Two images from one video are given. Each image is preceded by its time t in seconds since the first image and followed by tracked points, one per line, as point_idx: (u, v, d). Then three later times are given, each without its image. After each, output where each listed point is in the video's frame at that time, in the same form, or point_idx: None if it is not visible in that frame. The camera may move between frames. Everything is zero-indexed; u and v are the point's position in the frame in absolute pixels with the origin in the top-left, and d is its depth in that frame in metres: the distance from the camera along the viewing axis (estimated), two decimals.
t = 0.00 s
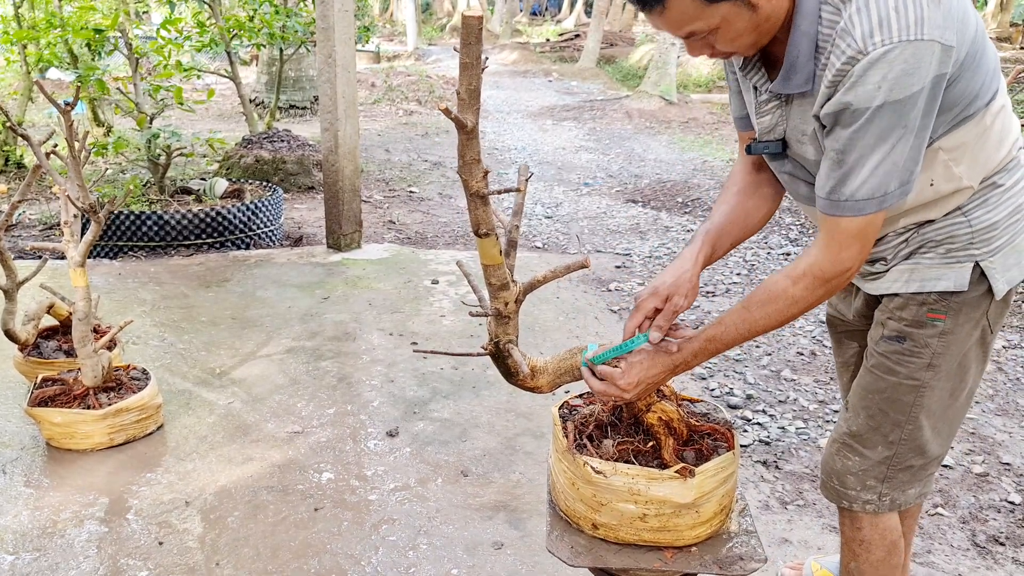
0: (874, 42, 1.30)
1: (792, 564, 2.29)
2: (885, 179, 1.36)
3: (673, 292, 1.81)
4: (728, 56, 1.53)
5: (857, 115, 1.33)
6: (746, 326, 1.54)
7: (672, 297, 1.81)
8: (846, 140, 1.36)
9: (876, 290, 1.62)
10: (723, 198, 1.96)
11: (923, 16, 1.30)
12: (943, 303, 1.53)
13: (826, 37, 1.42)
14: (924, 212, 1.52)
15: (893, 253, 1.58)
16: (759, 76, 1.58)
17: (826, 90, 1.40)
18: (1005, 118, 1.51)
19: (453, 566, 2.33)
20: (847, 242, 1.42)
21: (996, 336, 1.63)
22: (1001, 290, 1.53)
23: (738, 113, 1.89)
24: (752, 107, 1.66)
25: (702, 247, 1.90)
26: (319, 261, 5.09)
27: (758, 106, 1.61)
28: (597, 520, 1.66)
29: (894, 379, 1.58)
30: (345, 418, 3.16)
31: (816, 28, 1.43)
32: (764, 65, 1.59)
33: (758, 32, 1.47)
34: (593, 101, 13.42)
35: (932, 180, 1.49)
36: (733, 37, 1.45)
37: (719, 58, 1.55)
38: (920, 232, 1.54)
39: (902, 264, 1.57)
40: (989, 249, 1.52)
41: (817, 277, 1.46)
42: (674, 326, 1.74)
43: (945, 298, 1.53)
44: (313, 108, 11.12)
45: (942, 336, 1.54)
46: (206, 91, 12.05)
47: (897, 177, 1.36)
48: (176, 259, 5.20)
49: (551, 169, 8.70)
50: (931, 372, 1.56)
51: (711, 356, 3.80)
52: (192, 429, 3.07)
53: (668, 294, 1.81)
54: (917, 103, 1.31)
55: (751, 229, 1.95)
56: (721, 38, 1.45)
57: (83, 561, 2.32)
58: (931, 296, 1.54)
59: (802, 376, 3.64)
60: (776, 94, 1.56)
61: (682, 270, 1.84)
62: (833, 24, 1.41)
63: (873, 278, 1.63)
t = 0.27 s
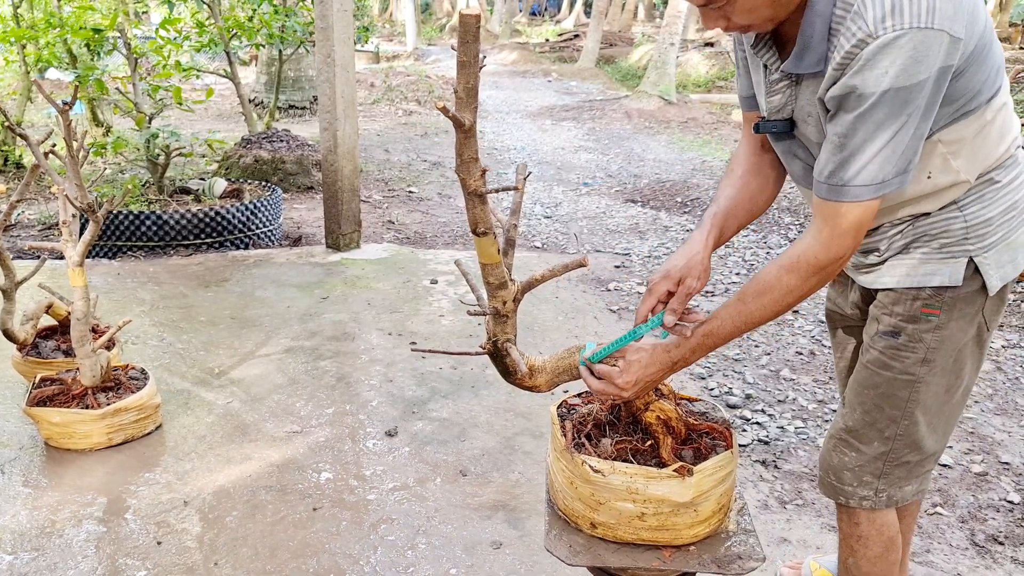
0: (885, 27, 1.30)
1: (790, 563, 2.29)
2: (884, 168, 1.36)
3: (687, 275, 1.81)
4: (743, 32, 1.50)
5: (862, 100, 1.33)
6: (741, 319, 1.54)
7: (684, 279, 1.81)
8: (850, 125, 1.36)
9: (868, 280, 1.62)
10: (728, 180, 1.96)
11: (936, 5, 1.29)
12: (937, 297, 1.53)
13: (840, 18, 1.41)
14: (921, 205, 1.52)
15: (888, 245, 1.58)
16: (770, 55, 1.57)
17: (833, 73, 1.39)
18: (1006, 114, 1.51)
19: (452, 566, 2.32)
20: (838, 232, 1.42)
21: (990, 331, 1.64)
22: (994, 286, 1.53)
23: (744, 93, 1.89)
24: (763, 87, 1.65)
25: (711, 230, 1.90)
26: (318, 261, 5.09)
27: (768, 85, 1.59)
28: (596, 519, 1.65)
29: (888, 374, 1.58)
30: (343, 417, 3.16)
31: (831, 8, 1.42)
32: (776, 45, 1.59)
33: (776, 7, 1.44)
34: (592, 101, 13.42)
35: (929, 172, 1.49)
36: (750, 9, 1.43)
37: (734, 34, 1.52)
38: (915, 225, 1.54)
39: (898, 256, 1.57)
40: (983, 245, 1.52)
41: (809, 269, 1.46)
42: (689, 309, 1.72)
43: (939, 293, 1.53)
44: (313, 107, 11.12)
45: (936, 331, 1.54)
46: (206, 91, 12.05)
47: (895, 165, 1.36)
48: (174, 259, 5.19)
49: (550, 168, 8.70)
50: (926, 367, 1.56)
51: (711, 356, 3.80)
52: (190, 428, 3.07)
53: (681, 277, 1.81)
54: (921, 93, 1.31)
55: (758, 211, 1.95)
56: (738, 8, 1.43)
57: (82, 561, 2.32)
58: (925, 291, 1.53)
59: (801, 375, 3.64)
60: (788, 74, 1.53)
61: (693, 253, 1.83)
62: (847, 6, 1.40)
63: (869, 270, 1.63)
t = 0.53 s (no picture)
0: (893, 27, 1.29)
1: (789, 562, 2.28)
2: (887, 166, 1.36)
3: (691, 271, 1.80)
4: (751, 26, 1.52)
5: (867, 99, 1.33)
6: (740, 318, 1.54)
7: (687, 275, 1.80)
8: (854, 124, 1.36)
9: (870, 277, 1.62)
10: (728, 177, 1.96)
11: (943, 7, 1.29)
12: (938, 295, 1.53)
13: (849, 15, 1.40)
14: (923, 203, 1.52)
15: (888, 242, 1.58)
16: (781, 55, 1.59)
17: (839, 71, 1.39)
18: (1008, 113, 1.51)
19: (450, 565, 2.32)
20: (837, 228, 1.42)
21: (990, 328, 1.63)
22: (994, 283, 1.53)
23: (747, 86, 1.89)
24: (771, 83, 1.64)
25: (714, 226, 1.89)
26: (317, 260, 5.09)
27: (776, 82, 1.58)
28: (593, 518, 1.65)
29: (889, 371, 1.57)
30: (342, 417, 3.16)
31: (840, 5, 1.41)
32: (783, 41, 1.60)
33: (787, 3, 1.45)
34: (592, 101, 13.42)
35: (930, 170, 1.48)
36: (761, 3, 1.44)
37: (741, 28, 1.53)
38: (915, 222, 1.54)
39: (899, 253, 1.57)
40: (983, 243, 1.52)
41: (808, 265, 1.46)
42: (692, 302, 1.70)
43: (940, 290, 1.52)
44: (312, 107, 11.12)
45: (938, 329, 1.53)
46: (205, 90, 12.05)
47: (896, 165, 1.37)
48: (173, 258, 5.19)
49: (550, 168, 8.70)
50: (927, 365, 1.55)
51: (710, 355, 3.80)
52: (189, 428, 3.07)
53: (685, 273, 1.81)
54: (926, 94, 1.31)
55: (758, 207, 1.96)
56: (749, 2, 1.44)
57: (80, 560, 2.32)
58: (927, 289, 1.53)
59: (801, 375, 3.64)
60: (796, 71, 1.53)
61: (696, 249, 1.83)
62: (856, 4, 1.39)
63: (869, 267, 1.63)
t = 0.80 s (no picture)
0: (897, 15, 1.29)
1: (787, 562, 2.29)
2: (884, 156, 1.36)
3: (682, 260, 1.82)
4: None
5: (869, 87, 1.32)
6: (736, 311, 1.53)
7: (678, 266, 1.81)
8: (853, 113, 1.35)
9: (861, 273, 1.63)
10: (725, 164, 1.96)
11: None
12: (928, 293, 1.53)
13: None
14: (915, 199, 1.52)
15: (880, 237, 1.59)
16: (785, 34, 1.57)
17: (842, 56, 1.38)
18: (1005, 113, 1.51)
19: (448, 563, 2.32)
20: (831, 219, 1.43)
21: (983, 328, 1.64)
22: (985, 284, 1.53)
23: (751, 66, 1.88)
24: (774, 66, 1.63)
25: (707, 216, 1.89)
26: (316, 260, 5.09)
27: (780, 64, 1.58)
28: (591, 517, 1.66)
29: (880, 369, 1.58)
30: (341, 416, 3.16)
31: None
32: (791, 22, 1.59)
33: None
34: (591, 101, 13.43)
35: (923, 166, 1.48)
36: None
37: None
38: (906, 220, 1.54)
39: (889, 250, 1.57)
40: (974, 243, 1.52)
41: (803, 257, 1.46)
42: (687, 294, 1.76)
43: (930, 289, 1.53)
44: (311, 107, 11.12)
45: (928, 327, 1.54)
46: (204, 90, 12.05)
47: (892, 156, 1.37)
48: (172, 258, 5.19)
49: (549, 168, 8.70)
50: (917, 363, 1.56)
51: (708, 355, 3.80)
52: (187, 427, 3.07)
53: (677, 264, 1.82)
54: (927, 85, 1.31)
55: (751, 197, 1.95)
56: None
57: (78, 559, 2.32)
58: (918, 287, 1.54)
59: (799, 374, 3.64)
60: (800, 52, 1.52)
61: (689, 239, 1.84)
62: None
63: (861, 262, 1.63)
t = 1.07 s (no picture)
0: None
1: (785, 560, 2.29)
2: (909, 94, 1.26)
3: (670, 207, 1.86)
4: None
5: (887, 23, 1.26)
6: (753, 263, 1.34)
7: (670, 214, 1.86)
8: (873, 52, 1.27)
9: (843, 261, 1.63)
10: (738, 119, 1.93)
11: None
12: (910, 288, 1.53)
13: None
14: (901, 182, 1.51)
15: (861, 224, 1.58)
16: None
17: None
18: (996, 105, 1.51)
19: (447, 562, 2.32)
20: (858, 165, 1.30)
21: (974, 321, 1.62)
22: (966, 278, 1.52)
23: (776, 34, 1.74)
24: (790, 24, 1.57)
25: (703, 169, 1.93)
26: (315, 259, 5.09)
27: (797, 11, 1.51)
28: (589, 515, 1.66)
29: (864, 365, 1.58)
30: (339, 415, 3.15)
31: None
32: None
33: None
34: (591, 100, 13.44)
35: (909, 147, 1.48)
36: None
37: None
38: (887, 209, 1.54)
39: (869, 239, 1.57)
40: (953, 236, 1.51)
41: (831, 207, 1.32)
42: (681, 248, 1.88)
43: (911, 283, 1.52)
44: (311, 107, 11.12)
45: (909, 321, 1.54)
46: (203, 89, 12.05)
47: (917, 102, 1.27)
48: (171, 257, 5.19)
49: (548, 167, 8.71)
50: (902, 358, 1.55)
51: (707, 354, 3.80)
52: (186, 426, 3.07)
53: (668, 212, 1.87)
54: (944, 30, 1.26)
55: (761, 149, 1.91)
56: None
57: (77, 557, 2.32)
58: (899, 281, 1.53)
59: (798, 373, 3.64)
60: None
61: (681, 188, 1.89)
62: None
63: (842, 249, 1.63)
